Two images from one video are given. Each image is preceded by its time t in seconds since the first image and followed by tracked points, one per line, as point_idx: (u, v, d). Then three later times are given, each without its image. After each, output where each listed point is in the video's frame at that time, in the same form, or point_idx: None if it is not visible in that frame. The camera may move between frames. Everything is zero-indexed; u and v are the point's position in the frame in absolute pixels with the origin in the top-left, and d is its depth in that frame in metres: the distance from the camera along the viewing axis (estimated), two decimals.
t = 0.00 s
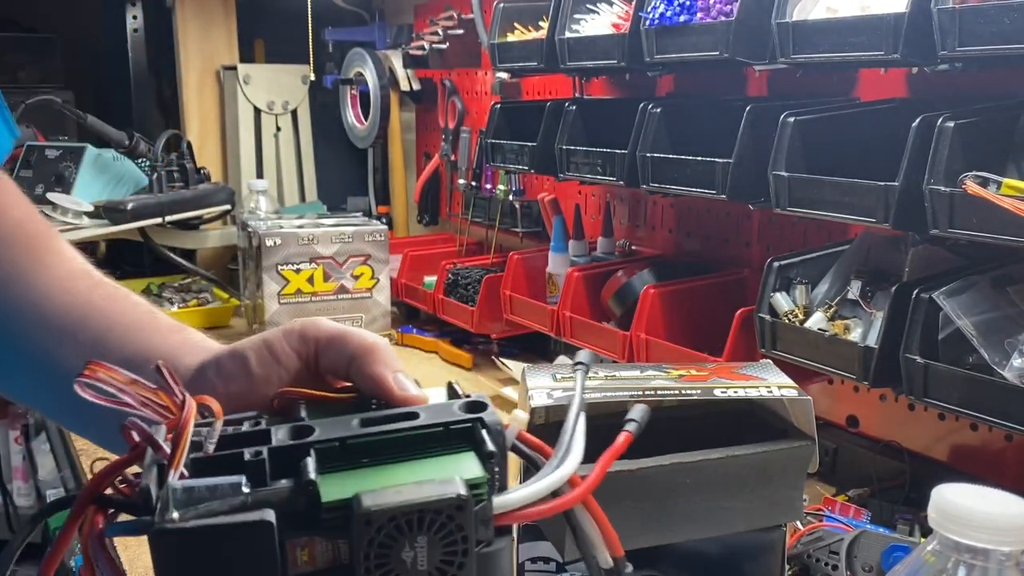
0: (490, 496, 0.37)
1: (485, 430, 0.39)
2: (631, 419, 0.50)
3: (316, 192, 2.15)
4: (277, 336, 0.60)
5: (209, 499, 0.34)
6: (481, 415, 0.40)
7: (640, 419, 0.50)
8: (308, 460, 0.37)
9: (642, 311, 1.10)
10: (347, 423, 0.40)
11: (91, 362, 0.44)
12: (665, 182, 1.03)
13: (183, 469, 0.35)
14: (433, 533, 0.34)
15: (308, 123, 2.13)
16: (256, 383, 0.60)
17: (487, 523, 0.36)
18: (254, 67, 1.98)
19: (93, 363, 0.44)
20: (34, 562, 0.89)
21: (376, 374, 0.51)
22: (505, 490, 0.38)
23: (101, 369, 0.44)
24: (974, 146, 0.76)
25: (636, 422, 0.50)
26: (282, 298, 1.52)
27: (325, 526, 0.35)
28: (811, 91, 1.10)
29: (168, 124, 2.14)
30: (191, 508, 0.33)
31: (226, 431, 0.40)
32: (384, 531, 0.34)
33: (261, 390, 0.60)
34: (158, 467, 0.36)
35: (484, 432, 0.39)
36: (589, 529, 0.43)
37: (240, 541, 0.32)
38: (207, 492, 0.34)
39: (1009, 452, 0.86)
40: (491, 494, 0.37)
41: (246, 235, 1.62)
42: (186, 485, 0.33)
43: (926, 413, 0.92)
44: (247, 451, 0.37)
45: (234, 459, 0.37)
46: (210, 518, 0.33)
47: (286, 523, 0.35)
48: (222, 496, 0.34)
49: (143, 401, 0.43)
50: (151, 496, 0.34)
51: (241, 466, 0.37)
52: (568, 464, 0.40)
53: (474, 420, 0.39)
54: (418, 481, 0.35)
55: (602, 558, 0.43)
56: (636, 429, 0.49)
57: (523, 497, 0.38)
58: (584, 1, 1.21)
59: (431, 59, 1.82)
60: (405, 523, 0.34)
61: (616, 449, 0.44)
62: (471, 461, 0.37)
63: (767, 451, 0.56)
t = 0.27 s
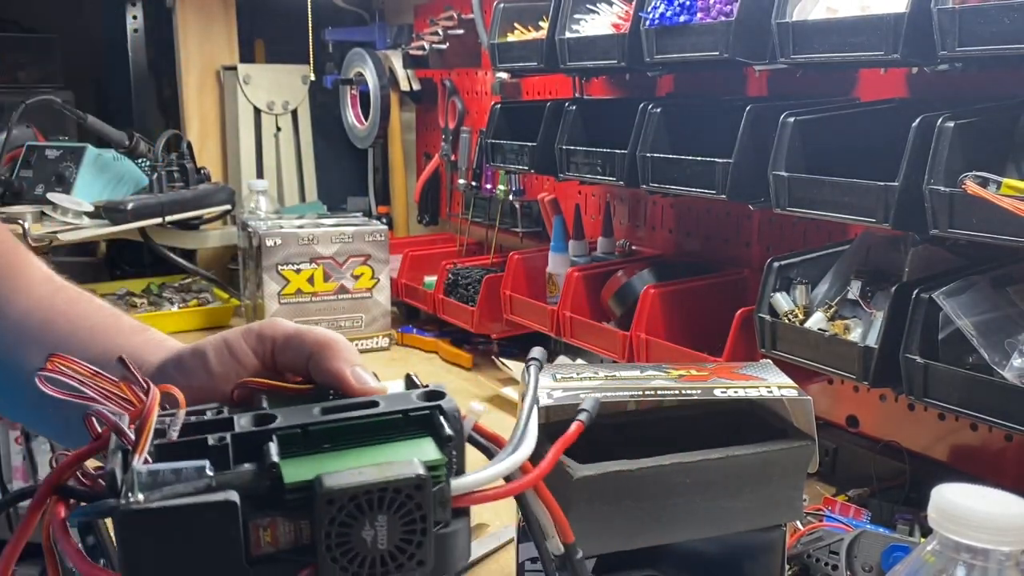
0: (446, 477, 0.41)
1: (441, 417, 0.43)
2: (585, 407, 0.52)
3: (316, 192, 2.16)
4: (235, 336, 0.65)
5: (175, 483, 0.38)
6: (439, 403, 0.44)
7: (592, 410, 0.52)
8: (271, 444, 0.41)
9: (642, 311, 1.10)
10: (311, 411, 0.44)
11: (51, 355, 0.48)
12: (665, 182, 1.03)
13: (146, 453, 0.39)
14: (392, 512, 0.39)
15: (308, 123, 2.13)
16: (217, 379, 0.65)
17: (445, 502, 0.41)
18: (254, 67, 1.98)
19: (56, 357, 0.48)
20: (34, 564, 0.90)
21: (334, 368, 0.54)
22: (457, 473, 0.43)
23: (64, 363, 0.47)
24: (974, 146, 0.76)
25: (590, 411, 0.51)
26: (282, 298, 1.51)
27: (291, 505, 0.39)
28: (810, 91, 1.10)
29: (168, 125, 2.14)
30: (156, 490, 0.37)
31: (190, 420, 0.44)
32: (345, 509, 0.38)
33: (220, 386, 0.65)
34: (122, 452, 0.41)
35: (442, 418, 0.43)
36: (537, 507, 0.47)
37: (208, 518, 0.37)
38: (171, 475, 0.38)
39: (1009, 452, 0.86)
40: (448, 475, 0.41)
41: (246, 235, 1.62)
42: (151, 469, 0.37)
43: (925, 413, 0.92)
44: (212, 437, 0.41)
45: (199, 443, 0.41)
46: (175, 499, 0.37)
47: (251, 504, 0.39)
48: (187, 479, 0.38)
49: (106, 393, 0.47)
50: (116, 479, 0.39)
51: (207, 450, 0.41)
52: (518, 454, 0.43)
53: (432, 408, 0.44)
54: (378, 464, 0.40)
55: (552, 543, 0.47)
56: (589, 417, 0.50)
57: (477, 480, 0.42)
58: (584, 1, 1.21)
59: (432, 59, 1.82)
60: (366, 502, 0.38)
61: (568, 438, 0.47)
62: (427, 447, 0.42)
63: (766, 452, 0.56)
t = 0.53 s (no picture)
0: (447, 495, 0.42)
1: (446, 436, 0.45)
2: (601, 414, 0.53)
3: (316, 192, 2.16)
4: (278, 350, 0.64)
5: (203, 501, 0.40)
6: (446, 422, 0.46)
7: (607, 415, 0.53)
8: (289, 464, 0.43)
9: (642, 311, 1.10)
10: (328, 430, 0.46)
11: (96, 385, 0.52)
12: (665, 183, 1.03)
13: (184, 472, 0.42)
14: (395, 529, 0.40)
15: (308, 123, 2.13)
16: (258, 390, 0.65)
17: (446, 518, 0.41)
18: (254, 67, 1.98)
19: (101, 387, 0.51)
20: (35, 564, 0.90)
21: (353, 382, 0.54)
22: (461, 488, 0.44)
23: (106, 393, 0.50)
24: (974, 145, 0.76)
25: (605, 418, 0.52)
26: (282, 298, 1.51)
27: (304, 521, 0.41)
28: (810, 92, 1.10)
29: (168, 125, 2.14)
30: (189, 508, 0.39)
31: (223, 439, 0.46)
32: (351, 527, 0.39)
33: (258, 397, 0.64)
34: (163, 474, 0.44)
35: (446, 436, 0.45)
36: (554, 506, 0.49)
37: (227, 537, 0.39)
38: (202, 495, 0.40)
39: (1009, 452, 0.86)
40: (450, 493, 0.42)
41: (246, 235, 1.62)
42: (185, 490, 0.40)
43: (925, 413, 0.93)
44: (239, 458, 0.44)
45: (229, 465, 0.43)
46: (204, 516, 0.39)
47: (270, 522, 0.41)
48: (215, 498, 0.40)
49: (156, 412, 0.48)
50: (157, 498, 0.42)
51: (234, 471, 0.43)
52: (528, 460, 0.44)
53: (439, 426, 0.45)
54: (383, 483, 0.41)
55: (576, 536, 0.50)
56: (605, 424, 0.52)
57: (481, 493, 0.42)
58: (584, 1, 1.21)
59: (432, 60, 1.82)
60: (371, 519, 0.39)
61: (580, 445, 0.49)
62: (432, 465, 0.43)
63: (755, 439, 0.57)
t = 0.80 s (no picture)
0: (418, 495, 0.47)
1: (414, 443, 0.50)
2: (581, 408, 0.57)
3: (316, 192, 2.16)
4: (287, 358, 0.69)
5: (195, 519, 0.47)
6: (417, 427, 0.51)
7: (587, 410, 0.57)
8: (272, 478, 0.49)
9: (642, 310, 1.10)
10: (308, 444, 0.52)
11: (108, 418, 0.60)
12: (664, 183, 1.04)
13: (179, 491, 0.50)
14: (369, 532, 0.46)
15: (308, 122, 2.13)
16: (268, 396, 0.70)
17: (418, 518, 0.47)
18: (254, 67, 1.98)
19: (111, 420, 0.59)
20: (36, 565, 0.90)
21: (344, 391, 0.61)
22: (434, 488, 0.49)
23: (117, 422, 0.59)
24: (974, 145, 0.76)
25: (585, 411, 0.57)
26: (282, 298, 1.51)
27: (286, 531, 0.47)
28: (809, 92, 1.10)
29: (168, 125, 2.14)
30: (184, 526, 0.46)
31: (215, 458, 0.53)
32: (328, 532, 0.46)
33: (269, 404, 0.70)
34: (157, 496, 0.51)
35: (416, 441, 0.50)
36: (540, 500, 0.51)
37: (221, 548, 0.45)
38: (193, 512, 0.47)
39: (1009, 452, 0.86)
40: (421, 492, 0.47)
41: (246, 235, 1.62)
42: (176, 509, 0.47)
43: (925, 413, 0.93)
44: (226, 475, 0.50)
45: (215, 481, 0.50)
46: (197, 533, 0.46)
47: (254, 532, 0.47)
48: (204, 515, 0.47)
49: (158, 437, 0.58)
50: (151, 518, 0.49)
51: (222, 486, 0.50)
52: (502, 453, 0.48)
53: (410, 432, 0.50)
54: (356, 491, 0.47)
55: (565, 529, 0.51)
56: (584, 418, 0.56)
57: (455, 490, 0.47)
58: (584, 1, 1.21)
59: (432, 60, 1.82)
60: (347, 523, 0.45)
61: (556, 441, 0.52)
62: (404, 471, 0.48)
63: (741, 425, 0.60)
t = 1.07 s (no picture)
0: (428, 434, 0.40)
1: (429, 386, 0.42)
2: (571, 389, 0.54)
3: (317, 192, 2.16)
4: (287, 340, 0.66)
5: (210, 442, 0.38)
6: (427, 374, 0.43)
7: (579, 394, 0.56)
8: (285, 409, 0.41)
9: (642, 311, 1.10)
10: (322, 385, 0.43)
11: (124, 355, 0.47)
12: (664, 183, 1.04)
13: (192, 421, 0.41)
14: (381, 460, 0.38)
15: (308, 122, 2.13)
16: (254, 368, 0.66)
17: (430, 456, 0.39)
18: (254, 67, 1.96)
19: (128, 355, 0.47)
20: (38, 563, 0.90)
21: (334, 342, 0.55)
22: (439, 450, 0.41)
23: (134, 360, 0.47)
24: (973, 146, 0.76)
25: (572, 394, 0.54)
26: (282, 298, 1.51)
27: (297, 458, 0.39)
28: (809, 91, 1.10)
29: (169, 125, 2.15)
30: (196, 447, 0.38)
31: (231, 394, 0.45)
32: (339, 459, 0.38)
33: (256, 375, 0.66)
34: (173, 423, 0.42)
35: (428, 385, 0.41)
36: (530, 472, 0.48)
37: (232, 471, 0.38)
38: (208, 436, 0.39)
39: (1009, 452, 0.86)
40: (432, 434, 0.40)
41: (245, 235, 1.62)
42: (193, 431, 0.39)
43: (925, 413, 0.93)
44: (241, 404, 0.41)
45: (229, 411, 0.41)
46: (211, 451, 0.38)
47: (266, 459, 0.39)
48: (221, 438, 0.39)
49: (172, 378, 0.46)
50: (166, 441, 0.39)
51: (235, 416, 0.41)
52: (507, 409, 0.42)
53: (421, 379, 0.42)
54: (366, 419, 0.39)
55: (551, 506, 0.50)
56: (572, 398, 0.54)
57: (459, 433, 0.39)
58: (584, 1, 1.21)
59: (432, 60, 1.82)
60: (357, 450, 0.38)
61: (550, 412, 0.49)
62: (416, 404, 0.41)
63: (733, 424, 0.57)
